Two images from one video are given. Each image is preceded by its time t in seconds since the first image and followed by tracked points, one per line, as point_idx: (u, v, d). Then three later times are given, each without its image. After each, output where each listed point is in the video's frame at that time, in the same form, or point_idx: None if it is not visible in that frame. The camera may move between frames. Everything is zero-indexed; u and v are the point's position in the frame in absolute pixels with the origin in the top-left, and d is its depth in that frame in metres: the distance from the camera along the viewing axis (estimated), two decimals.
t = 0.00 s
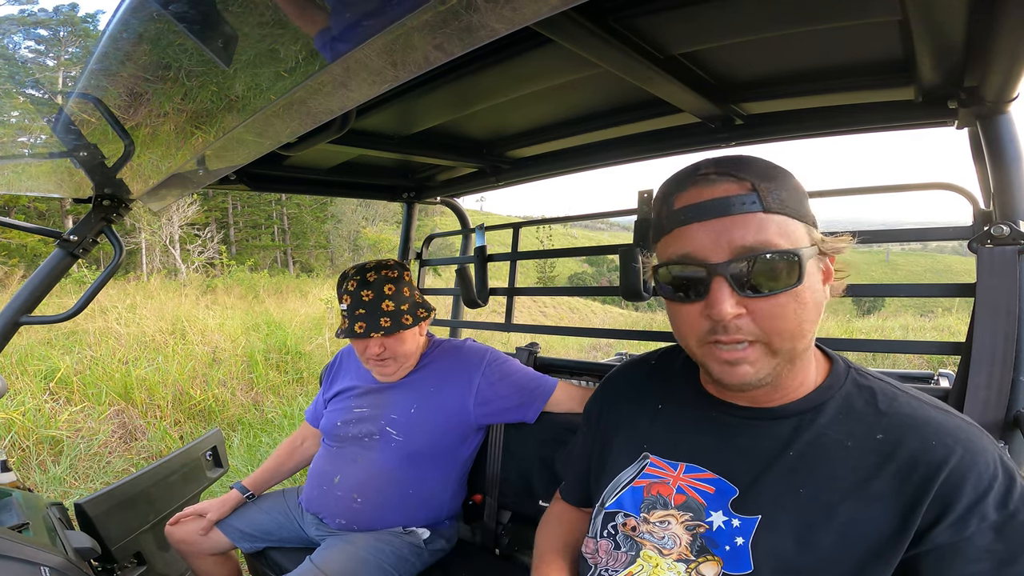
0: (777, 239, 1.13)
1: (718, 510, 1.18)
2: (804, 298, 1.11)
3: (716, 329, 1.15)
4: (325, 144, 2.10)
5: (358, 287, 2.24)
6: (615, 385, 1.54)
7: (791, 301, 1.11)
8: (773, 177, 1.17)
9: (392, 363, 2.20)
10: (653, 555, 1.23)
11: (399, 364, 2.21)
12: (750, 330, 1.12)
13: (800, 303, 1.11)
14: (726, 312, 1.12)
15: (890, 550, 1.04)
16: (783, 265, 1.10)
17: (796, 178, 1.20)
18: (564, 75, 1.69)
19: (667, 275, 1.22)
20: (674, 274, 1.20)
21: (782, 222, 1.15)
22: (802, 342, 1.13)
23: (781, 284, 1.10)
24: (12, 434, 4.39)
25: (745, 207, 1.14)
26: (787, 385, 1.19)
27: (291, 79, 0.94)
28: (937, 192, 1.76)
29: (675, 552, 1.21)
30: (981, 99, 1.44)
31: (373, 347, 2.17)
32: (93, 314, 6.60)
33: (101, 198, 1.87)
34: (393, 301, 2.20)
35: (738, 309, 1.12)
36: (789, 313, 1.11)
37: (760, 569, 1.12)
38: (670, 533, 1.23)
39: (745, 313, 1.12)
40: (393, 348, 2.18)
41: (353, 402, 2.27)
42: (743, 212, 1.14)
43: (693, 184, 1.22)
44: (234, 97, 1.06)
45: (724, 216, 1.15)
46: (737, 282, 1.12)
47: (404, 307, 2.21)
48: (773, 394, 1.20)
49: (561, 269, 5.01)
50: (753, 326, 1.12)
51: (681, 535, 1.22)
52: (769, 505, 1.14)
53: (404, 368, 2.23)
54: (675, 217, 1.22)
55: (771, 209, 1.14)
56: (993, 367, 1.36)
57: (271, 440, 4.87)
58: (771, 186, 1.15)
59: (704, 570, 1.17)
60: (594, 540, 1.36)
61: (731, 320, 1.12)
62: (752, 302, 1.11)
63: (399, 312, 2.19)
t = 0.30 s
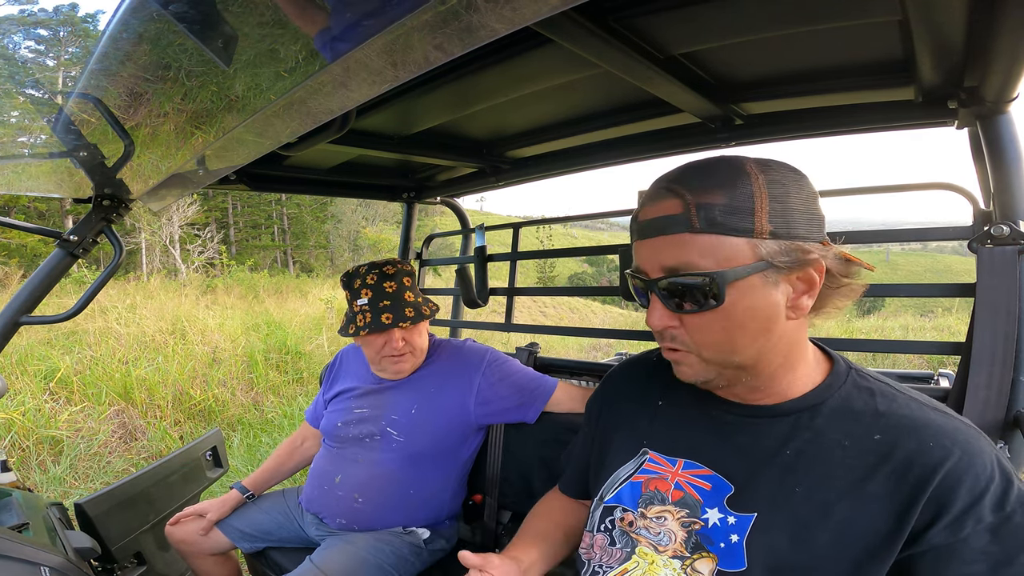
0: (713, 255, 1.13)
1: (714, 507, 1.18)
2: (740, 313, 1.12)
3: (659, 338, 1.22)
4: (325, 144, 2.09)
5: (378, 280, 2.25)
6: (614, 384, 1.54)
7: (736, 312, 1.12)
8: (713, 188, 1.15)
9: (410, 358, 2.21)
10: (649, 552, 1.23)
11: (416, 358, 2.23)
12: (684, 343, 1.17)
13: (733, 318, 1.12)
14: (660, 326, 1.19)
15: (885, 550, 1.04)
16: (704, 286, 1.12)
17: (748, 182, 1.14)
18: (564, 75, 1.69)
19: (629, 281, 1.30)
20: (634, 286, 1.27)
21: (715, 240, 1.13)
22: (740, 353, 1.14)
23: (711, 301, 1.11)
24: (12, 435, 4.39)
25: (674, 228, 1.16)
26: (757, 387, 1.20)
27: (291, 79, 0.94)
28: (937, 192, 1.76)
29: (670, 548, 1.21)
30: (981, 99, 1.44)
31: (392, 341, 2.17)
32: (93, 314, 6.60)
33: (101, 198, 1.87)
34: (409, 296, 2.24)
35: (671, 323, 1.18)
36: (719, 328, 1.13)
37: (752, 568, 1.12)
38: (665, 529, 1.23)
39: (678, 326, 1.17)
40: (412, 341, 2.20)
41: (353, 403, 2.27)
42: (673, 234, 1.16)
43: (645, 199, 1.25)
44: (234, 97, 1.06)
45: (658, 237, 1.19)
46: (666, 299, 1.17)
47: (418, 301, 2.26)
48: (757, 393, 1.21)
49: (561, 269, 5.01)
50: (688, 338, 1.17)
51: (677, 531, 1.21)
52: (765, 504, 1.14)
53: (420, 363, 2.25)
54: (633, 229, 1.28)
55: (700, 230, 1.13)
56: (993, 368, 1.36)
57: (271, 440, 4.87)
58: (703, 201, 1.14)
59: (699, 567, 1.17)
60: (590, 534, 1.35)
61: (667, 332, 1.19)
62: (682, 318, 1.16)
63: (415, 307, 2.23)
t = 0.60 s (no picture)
0: (680, 266, 1.15)
1: (711, 504, 1.19)
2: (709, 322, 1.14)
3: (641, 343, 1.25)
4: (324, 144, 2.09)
5: (393, 276, 2.28)
6: (613, 384, 1.54)
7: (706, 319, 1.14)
8: (680, 199, 1.15)
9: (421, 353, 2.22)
10: (644, 549, 1.23)
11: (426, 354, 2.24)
12: (662, 349, 1.20)
13: (702, 326, 1.15)
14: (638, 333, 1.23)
15: (877, 549, 1.04)
16: (672, 297, 1.14)
17: (713, 192, 1.14)
18: (564, 75, 1.69)
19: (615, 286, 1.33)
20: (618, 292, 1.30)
21: (680, 252, 1.15)
22: (714, 360, 1.17)
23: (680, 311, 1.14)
24: (12, 435, 4.39)
25: (641, 242, 1.18)
26: (743, 388, 1.22)
27: (291, 79, 0.94)
28: (937, 192, 1.76)
29: (666, 546, 1.22)
30: (981, 99, 1.44)
31: (403, 337, 2.19)
32: (93, 314, 6.60)
33: (101, 198, 1.86)
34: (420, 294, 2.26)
35: (648, 330, 1.21)
36: (689, 336, 1.16)
37: (746, 566, 1.12)
38: (661, 527, 1.24)
39: (656, 334, 1.20)
40: (421, 337, 2.22)
41: (354, 404, 2.26)
42: (641, 247, 1.19)
43: (623, 208, 1.27)
44: (234, 97, 1.06)
45: (628, 250, 1.21)
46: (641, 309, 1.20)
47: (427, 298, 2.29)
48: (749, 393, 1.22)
49: (561, 270, 5.01)
50: (666, 344, 1.20)
51: (673, 529, 1.22)
52: (758, 502, 1.14)
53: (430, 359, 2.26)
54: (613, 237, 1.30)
55: (664, 244, 1.15)
56: (993, 368, 1.36)
57: (272, 441, 4.86)
58: (667, 214, 1.15)
59: (695, 564, 1.17)
60: (585, 533, 1.35)
61: (646, 338, 1.22)
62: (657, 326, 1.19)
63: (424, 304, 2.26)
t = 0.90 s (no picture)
0: (667, 278, 1.14)
1: (719, 506, 1.19)
2: (695, 334, 1.13)
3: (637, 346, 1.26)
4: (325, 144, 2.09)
5: (395, 272, 2.29)
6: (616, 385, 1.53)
7: (688, 332, 1.14)
8: (665, 209, 1.14)
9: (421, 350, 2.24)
10: (652, 551, 1.24)
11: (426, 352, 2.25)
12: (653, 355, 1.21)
13: (687, 336, 1.14)
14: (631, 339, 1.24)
15: (888, 549, 1.04)
16: (655, 308, 1.14)
17: (698, 202, 1.11)
18: (565, 75, 1.69)
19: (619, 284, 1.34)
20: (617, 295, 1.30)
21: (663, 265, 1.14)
22: (701, 369, 1.17)
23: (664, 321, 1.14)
24: (12, 435, 4.39)
25: (628, 251, 1.18)
26: (740, 392, 1.22)
27: (291, 79, 0.94)
28: (937, 192, 1.76)
29: (674, 548, 1.22)
30: (981, 99, 1.44)
31: (403, 332, 2.21)
32: (93, 314, 6.61)
33: (101, 198, 1.86)
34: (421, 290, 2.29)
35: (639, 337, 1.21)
36: (675, 346, 1.16)
37: (756, 567, 1.13)
38: (669, 529, 1.25)
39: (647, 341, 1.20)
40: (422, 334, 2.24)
41: (354, 404, 2.26)
42: (628, 256, 1.19)
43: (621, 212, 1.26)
44: (234, 97, 1.06)
45: (617, 258, 1.22)
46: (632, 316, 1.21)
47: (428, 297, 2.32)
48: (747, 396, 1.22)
49: (561, 270, 5.02)
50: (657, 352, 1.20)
51: (680, 531, 1.23)
52: (768, 503, 1.14)
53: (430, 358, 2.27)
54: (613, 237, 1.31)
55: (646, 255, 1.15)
56: (993, 367, 1.36)
57: (271, 440, 4.86)
58: (654, 224, 1.14)
59: (703, 566, 1.17)
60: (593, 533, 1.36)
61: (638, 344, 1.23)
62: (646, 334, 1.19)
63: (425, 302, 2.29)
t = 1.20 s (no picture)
0: (663, 283, 1.16)
1: (720, 507, 1.20)
2: (691, 338, 1.16)
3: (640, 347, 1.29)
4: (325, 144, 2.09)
5: (388, 269, 2.30)
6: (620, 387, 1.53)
7: (685, 336, 1.16)
8: (657, 214, 1.16)
9: (408, 349, 2.23)
10: (652, 551, 1.23)
11: (412, 353, 2.24)
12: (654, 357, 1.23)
13: (684, 341, 1.16)
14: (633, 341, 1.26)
15: (889, 552, 1.04)
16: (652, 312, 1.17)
17: (690, 207, 1.12)
18: (565, 76, 1.69)
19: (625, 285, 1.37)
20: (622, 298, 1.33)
21: (657, 270, 1.16)
22: (699, 371, 1.19)
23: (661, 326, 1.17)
24: (12, 435, 4.39)
25: (623, 257, 1.21)
26: (744, 395, 1.22)
27: (290, 79, 0.93)
28: (936, 191, 1.76)
29: (673, 548, 1.22)
30: (980, 99, 1.44)
31: (389, 330, 2.22)
32: (93, 314, 6.61)
33: (101, 198, 1.86)
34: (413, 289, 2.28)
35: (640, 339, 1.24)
36: (674, 349, 1.19)
37: (756, 568, 1.12)
38: (669, 529, 1.24)
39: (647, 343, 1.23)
40: (411, 334, 2.23)
41: (354, 403, 2.26)
42: (624, 262, 1.22)
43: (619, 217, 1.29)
44: (233, 97, 1.06)
45: (615, 263, 1.25)
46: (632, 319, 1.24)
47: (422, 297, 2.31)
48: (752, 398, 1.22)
49: (561, 270, 5.02)
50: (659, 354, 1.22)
51: (681, 532, 1.23)
52: (769, 505, 1.14)
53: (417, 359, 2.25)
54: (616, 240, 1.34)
55: (640, 261, 1.18)
56: (993, 368, 1.36)
57: (271, 440, 4.86)
58: (649, 229, 1.16)
59: (702, 566, 1.17)
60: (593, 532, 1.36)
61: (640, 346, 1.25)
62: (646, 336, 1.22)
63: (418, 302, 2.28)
